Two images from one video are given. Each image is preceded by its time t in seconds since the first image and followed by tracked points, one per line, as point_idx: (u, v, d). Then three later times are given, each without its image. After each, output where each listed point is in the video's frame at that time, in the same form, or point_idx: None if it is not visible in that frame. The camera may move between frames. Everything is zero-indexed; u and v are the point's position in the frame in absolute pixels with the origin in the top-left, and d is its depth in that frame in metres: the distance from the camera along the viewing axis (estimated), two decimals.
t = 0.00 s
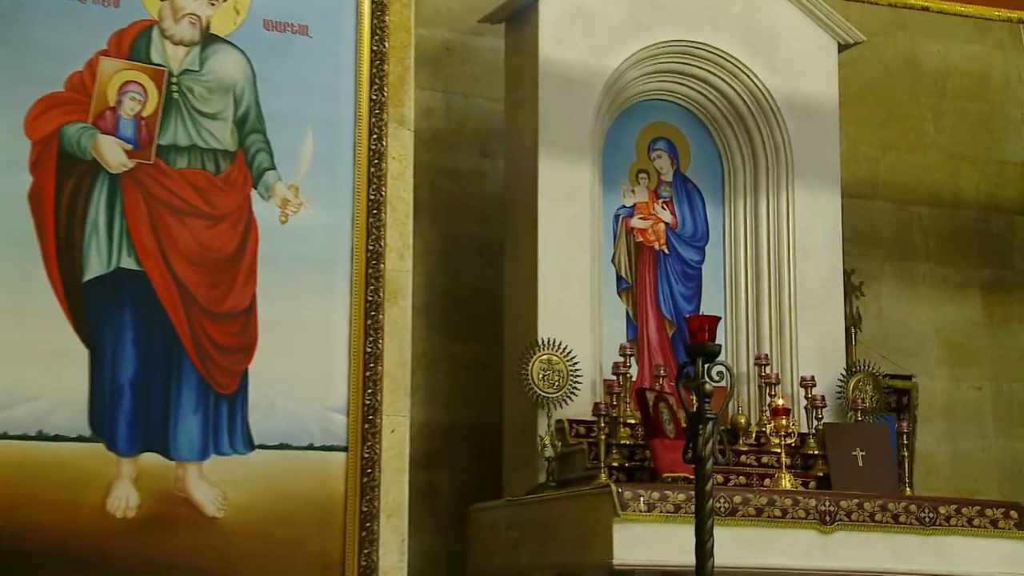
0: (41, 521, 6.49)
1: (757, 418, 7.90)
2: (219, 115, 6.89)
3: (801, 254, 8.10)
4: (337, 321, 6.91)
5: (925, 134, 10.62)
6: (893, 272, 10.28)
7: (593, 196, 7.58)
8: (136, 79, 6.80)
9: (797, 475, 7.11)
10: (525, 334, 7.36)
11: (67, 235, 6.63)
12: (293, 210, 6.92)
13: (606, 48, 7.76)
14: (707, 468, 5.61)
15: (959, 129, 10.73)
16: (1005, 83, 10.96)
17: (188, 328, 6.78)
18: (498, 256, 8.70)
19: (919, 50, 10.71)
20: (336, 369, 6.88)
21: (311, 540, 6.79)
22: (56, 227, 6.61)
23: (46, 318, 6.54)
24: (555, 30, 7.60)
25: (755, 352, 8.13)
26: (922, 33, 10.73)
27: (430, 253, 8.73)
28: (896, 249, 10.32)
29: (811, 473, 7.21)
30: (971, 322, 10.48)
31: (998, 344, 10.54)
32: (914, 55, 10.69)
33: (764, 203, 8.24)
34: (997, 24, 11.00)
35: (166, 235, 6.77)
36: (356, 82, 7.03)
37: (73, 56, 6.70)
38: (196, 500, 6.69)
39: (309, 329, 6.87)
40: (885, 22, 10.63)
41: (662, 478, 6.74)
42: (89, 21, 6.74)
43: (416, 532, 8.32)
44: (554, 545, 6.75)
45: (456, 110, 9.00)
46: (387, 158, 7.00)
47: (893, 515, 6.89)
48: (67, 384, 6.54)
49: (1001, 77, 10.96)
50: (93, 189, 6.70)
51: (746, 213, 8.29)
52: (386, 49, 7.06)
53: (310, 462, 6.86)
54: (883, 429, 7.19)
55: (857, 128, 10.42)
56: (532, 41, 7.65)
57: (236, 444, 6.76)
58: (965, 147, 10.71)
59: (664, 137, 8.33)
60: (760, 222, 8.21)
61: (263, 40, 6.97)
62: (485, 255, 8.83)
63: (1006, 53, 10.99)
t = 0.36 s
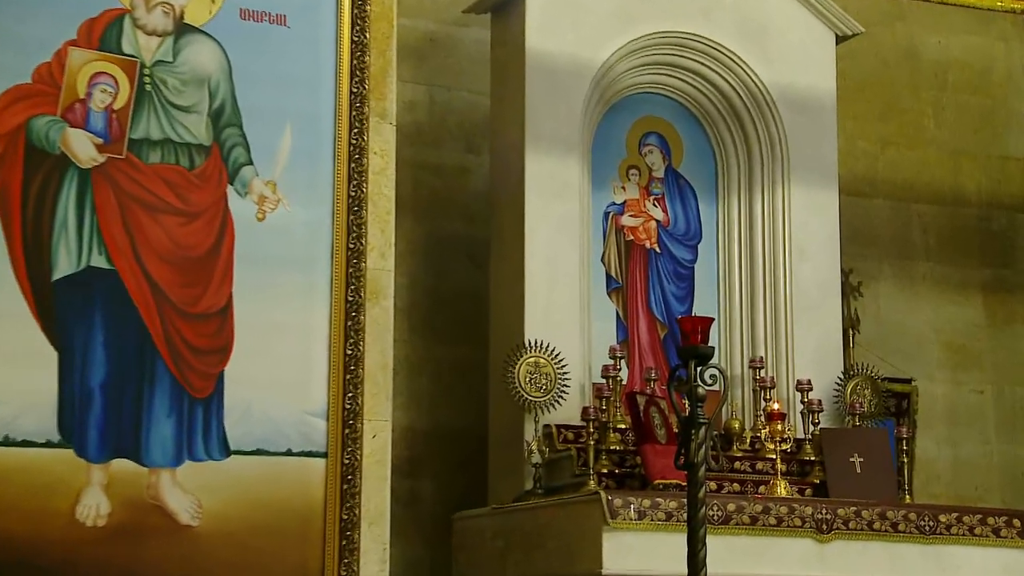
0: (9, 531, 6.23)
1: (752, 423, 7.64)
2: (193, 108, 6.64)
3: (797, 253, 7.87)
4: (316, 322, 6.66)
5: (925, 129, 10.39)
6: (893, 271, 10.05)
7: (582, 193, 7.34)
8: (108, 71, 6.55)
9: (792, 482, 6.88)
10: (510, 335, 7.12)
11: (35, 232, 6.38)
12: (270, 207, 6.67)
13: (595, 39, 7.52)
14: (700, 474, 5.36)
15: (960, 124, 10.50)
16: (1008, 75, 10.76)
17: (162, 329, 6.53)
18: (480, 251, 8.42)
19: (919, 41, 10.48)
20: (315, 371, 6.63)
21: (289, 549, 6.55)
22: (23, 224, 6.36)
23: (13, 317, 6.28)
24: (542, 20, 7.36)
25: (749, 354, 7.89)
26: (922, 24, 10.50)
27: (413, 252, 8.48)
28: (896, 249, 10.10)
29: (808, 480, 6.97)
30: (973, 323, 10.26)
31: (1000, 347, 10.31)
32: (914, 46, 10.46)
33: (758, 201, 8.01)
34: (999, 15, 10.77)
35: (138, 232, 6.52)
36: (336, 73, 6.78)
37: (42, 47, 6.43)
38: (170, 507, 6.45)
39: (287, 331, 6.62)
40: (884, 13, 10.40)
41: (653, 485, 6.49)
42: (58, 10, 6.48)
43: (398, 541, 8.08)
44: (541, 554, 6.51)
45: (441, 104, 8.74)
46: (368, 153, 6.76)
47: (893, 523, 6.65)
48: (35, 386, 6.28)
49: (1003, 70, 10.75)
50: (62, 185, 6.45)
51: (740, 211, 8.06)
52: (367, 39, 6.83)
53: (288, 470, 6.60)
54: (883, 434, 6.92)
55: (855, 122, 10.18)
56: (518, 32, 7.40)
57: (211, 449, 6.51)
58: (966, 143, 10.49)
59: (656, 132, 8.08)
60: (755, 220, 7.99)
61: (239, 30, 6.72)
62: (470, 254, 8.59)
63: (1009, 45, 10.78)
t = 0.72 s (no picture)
0: None
1: (746, 427, 7.45)
2: (168, 101, 6.41)
3: (794, 253, 7.66)
4: (295, 323, 6.42)
5: (926, 125, 10.17)
6: (892, 272, 9.85)
7: (571, 190, 7.11)
8: (79, 63, 6.32)
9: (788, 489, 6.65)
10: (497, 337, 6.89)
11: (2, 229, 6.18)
12: (248, 204, 6.42)
13: (584, 31, 7.30)
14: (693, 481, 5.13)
15: (963, 119, 10.28)
16: (1011, 68, 10.51)
17: (135, 330, 6.30)
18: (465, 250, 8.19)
19: (920, 33, 10.25)
20: (294, 375, 6.39)
21: (267, 558, 6.31)
22: None
23: None
24: (530, 11, 7.14)
25: (743, 356, 7.69)
26: (923, 16, 10.28)
27: (397, 250, 8.25)
28: (895, 249, 9.90)
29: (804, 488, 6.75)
30: (974, 325, 10.04)
31: (1003, 351, 10.09)
32: (915, 38, 10.23)
33: (753, 198, 7.80)
34: (1003, 6, 10.53)
35: (110, 229, 6.30)
36: (317, 65, 6.55)
37: (11, 37, 6.20)
38: (142, 515, 6.21)
39: (266, 333, 6.37)
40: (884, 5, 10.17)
41: (643, 493, 6.28)
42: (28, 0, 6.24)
43: (379, 550, 7.86)
44: (528, 563, 6.28)
45: (426, 98, 8.52)
46: (349, 148, 6.52)
47: (892, 532, 6.42)
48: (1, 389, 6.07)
49: (1007, 63, 10.49)
50: (31, 180, 6.22)
51: (734, 210, 7.85)
52: (349, 31, 6.60)
53: (266, 476, 6.35)
54: (882, 440, 6.71)
55: (854, 118, 9.97)
56: (505, 23, 7.18)
57: (186, 455, 6.27)
58: (968, 139, 10.26)
59: (647, 127, 7.86)
60: (750, 219, 7.77)
61: (215, 20, 6.48)
62: (455, 253, 8.36)
63: (1012, 37, 10.52)
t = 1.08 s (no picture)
0: None
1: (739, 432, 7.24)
2: (139, 94, 6.17)
3: (789, 252, 7.46)
4: (272, 325, 6.19)
5: (925, 120, 9.96)
6: (891, 273, 9.65)
7: (558, 187, 6.89)
8: (46, 53, 6.08)
9: (781, 497, 6.50)
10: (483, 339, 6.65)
11: None
12: (223, 201, 6.19)
13: (572, 23, 7.07)
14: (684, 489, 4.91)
15: (965, 115, 10.07)
16: (1012, 61, 10.27)
17: (104, 331, 6.07)
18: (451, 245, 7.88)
19: (919, 26, 10.05)
20: (271, 379, 6.16)
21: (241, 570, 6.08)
22: None
23: None
24: (516, 2, 6.90)
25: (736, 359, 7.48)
26: (923, 8, 10.08)
27: (379, 249, 8.02)
28: (893, 249, 9.69)
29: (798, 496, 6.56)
30: (974, 327, 9.83)
31: (1005, 355, 9.88)
32: (915, 32, 10.02)
33: (747, 196, 7.59)
34: None
35: (79, 227, 6.05)
36: (294, 56, 6.32)
37: None
38: (113, 525, 5.97)
39: (241, 335, 6.14)
40: None
41: (632, 501, 6.08)
42: None
43: (358, 560, 7.62)
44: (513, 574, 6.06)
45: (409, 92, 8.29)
46: (328, 143, 6.29)
47: (889, 541, 6.21)
48: None
49: (1009, 55, 10.27)
50: None
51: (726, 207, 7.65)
52: (328, 21, 6.37)
53: (241, 484, 6.13)
54: (880, 446, 6.49)
55: (850, 113, 9.76)
56: (489, 14, 6.94)
57: (157, 462, 6.04)
58: (969, 135, 10.04)
59: (638, 122, 7.63)
60: (743, 217, 7.58)
61: (189, 11, 6.24)
62: (438, 252, 8.13)
63: (1013, 29, 10.30)
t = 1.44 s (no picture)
0: None
1: (729, 438, 7.04)
2: (108, 86, 5.94)
3: (781, 252, 7.27)
4: (245, 326, 5.97)
5: (920, 114, 9.20)
6: (885, 273, 8.91)
7: (543, 183, 6.67)
8: (11, 44, 5.84)
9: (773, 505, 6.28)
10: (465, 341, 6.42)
11: None
12: (195, 197, 5.96)
13: (557, 14, 6.85)
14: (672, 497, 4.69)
15: (957, 110, 9.30)
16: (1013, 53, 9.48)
17: (70, 333, 5.84)
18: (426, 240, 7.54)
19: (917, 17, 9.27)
20: (244, 382, 5.94)
21: None
22: None
23: None
24: None
25: (726, 363, 7.27)
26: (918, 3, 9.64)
27: (356, 248, 7.63)
28: (889, 249, 8.95)
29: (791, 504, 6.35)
30: (972, 330, 9.08)
31: (1002, 357, 9.13)
32: (912, 22, 9.25)
33: (738, 194, 7.39)
34: None
35: (44, 224, 5.81)
36: (270, 47, 6.10)
37: None
38: (79, 534, 5.74)
39: (213, 337, 5.92)
40: None
41: (619, 509, 5.87)
42: None
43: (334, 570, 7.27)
44: None
45: (383, 84, 7.88)
46: (304, 138, 6.07)
47: (884, 551, 6.00)
48: None
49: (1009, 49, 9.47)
50: None
51: (716, 206, 7.44)
52: (304, 10, 6.16)
53: (213, 491, 5.90)
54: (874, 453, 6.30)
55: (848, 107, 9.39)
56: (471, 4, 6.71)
57: (126, 468, 5.82)
58: (966, 130, 9.28)
59: (625, 116, 7.41)
60: (733, 215, 7.37)
61: None
62: (418, 251, 7.74)
63: (1013, 22, 9.50)
